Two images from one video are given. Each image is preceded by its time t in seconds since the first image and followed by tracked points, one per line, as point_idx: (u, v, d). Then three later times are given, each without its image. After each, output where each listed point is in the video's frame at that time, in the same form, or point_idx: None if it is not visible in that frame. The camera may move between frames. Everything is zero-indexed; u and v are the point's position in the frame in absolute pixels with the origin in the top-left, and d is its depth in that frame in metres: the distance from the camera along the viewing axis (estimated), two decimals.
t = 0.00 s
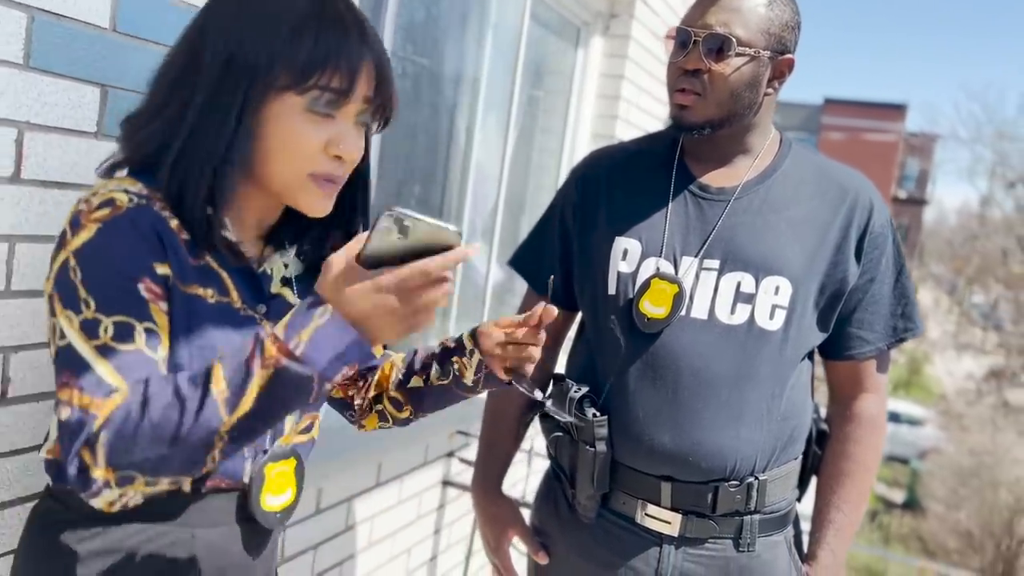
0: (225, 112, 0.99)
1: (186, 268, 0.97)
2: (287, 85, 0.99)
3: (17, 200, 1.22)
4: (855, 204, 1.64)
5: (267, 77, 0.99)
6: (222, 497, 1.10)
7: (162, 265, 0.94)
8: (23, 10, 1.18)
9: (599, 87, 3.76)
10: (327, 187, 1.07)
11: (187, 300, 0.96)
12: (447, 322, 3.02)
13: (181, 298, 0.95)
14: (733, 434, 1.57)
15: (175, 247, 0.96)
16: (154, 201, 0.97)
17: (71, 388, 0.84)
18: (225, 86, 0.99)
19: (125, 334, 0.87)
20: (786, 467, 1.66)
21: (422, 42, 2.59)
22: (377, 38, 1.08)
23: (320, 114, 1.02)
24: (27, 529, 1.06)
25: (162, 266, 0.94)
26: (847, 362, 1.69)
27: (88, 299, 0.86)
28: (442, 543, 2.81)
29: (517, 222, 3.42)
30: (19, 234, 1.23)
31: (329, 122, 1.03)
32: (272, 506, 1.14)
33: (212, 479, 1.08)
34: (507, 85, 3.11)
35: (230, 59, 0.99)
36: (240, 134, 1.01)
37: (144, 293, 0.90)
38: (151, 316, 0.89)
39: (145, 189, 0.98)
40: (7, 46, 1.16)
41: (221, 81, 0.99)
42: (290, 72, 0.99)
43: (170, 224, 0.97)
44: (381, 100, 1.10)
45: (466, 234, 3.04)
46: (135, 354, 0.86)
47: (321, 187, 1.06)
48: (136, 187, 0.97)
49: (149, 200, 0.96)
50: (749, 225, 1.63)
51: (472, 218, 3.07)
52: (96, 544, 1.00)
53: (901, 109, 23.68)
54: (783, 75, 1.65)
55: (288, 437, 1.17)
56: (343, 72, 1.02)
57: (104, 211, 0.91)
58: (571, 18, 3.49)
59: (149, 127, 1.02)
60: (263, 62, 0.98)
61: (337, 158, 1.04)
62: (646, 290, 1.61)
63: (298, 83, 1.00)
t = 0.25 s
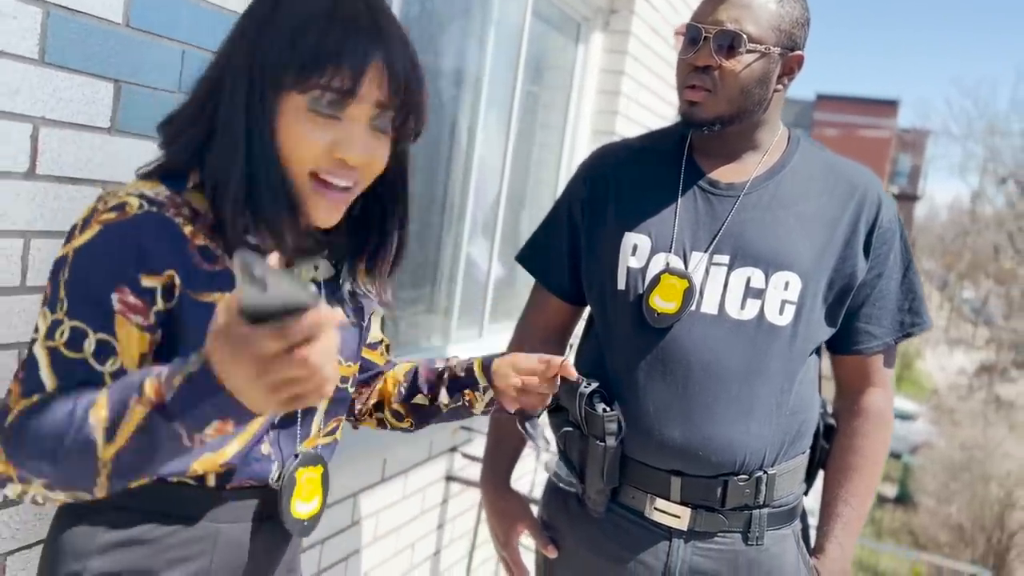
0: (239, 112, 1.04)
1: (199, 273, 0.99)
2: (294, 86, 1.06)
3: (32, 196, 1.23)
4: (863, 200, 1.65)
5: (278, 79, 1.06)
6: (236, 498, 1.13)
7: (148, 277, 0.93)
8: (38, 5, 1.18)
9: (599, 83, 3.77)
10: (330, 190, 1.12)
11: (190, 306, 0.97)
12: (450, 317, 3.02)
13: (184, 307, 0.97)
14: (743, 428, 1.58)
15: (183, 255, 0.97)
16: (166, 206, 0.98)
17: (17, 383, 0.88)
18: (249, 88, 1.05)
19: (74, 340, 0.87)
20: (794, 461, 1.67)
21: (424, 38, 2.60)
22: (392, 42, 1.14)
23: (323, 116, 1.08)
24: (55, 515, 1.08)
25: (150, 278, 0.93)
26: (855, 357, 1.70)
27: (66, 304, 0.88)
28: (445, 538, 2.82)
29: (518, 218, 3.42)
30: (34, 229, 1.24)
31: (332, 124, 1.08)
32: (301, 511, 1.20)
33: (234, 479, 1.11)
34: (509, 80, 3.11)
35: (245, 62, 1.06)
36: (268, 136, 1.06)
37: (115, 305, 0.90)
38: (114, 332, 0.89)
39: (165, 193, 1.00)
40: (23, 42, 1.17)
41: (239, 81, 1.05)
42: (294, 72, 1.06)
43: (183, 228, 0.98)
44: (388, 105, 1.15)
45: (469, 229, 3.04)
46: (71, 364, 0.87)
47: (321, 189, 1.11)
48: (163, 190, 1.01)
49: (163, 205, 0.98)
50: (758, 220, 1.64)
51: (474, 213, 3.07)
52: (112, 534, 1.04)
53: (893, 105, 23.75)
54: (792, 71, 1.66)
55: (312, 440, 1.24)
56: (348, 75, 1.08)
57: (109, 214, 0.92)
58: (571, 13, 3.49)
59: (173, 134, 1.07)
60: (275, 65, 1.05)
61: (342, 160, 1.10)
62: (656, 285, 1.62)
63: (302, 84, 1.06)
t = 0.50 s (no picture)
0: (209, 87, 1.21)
1: (178, 253, 1.13)
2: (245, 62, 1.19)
3: (43, 191, 1.23)
4: (867, 196, 1.66)
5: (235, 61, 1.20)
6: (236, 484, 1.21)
7: (114, 253, 1.09)
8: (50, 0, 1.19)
9: (597, 79, 3.77)
10: (278, 163, 1.18)
11: (165, 281, 1.12)
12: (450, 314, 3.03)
13: (160, 280, 1.12)
14: (748, 422, 1.59)
15: (165, 229, 1.13)
16: (156, 184, 1.15)
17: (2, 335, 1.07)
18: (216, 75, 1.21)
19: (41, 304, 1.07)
20: (798, 455, 1.68)
21: (425, 33, 2.60)
22: (349, 8, 1.19)
23: (264, 89, 1.18)
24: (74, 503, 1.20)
25: (110, 253, 1.09)
26: (858, 352, 1.72)
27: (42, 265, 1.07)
28: (446, 533, 2.83)
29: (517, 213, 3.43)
30: (45, 225, 1.24)
31: (274, 96, 1.18)
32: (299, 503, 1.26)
33: (234, 471, 1.20)
34: (509, 75, 3.11)
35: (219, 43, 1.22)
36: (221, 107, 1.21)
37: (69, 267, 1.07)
38: (54, 287, 1.07)
39: (161, 172, 1.17)
40: (35, 37, 1.17)
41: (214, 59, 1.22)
42: (247, 49, 1.19)
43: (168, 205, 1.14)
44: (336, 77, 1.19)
45: (468, 225, 3.05)
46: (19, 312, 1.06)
47: (273, 161, 1.19)
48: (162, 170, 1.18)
49: (152, 182, 1.15)
50: (763, 216, 1.64)
51: (474, 209, 3.07)
52: (117, 519, 1.15)
53: (885, 102, 23.82)
54: (797, 67, 1.67)
55: (321, 432, 1.32)
56: (285, 43, 1.17)
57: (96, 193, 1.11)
58: (569, 9, 3.50)
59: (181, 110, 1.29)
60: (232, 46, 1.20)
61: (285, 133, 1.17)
62: (662, 281, 1.62)
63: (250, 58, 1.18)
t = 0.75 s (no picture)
0: (197, 63, 1.09)
1: (148, 242, 1.04)
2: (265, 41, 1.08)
3: (48, 190, 1.23)
4: (867, 196, 1.67)
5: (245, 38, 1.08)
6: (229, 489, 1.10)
7: (82, 251, 1.00)
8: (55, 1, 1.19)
9: (595, 77, 3.78)
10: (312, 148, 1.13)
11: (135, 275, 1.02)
12: (448, 312, 3.03)
13: (131, 275, 1.02)
14: (748, 422, 1.60)
15: (128, 223, 1.03)
16: (117, 179, 1.05)
17: None
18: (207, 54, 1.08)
19: (19, 307, 1.00)
20: (797, 454, 1.69)
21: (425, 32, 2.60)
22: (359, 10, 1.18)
23: (294, 71, 1.09)
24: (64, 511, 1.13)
25: (80, 250, 1.00)
26: (857, 351, 1.73)
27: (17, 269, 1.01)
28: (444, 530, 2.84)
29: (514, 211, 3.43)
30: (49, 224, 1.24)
31: (308, 79, 1.10)
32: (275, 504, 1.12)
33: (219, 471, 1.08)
34: (507, 74, 3.11)
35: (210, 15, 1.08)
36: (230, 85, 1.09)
37: (43, 266, 1.00)
38: (33, 289, 1.00)
39: (121, 168, 1.08)
40: (40, 37, 1.18)
41: (199, 32, 1.09)
42: (265, 26, 1.07)
43: (133, 203, 1.04)
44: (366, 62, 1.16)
45: (467, 223, 3.05)
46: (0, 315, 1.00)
47: (303, 145, 1.12)
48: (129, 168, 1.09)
49: (114, 177, 1.05)
50: (763, 216, 1.65)
51: (472, 207, 3.08)
52: (102, 528, 1.06)
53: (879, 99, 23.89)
54: (798, 68, 1.68)
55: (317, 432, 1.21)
56: (319, 27, 1.08)
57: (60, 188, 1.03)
58: (567, 8, 3.50)
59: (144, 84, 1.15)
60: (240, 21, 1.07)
61: (320, 116, 1.12)
62: (663, 280, 1.63)
63: (273, 38, 1.07)
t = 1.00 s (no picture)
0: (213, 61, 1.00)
1: (161, 255, 0.98)
2: (285, 31, 1.02)
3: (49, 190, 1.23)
4: (866, 197, 1.67)
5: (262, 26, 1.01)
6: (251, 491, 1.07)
7: (89, 275, 0.92)
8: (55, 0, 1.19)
9: (592, 75, 3.77)
10: (327, 128, 1.12)
11: (149, 286, 0.96)
12: (446, 310, 3.03)
13: (145, 288, 0.96)
14: (748, 422, 1.60)
15: (134, 235, 0.96)
16: (112, 191, 0.97)
17: None
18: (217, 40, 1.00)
19: (27, 351, 0.89)
20: (796, 454, 1.69)
21: (423, 30, 2.60)
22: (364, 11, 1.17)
23: (316, 58, 1.06)
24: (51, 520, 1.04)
25: (86, 275, 0.92)
26: (856, 351, 1.73)
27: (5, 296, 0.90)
28: (442, 528, 2.84)
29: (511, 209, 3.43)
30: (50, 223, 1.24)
31: (326, 65, 1.07)
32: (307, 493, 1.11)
33: (241, 478, 1.04)
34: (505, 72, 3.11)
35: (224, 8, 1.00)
36: (255, 79, 1.02)
37: (43, 303, 0.89)
38: (40, 327, 0.89)
39: (112, 179, 0.99)
40: (41, 36, 1.18)
41: (213, 32, 1.00)
42: (290, 16, 1.02)
43: (131, 212, 0.97)
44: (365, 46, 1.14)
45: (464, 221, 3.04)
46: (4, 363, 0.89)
47: (320, 128, 1.11)
48: (112, 176, 1.00)
49: (108, 190, 0.97)
50: (763, 216, 1.65)
51: (470, 205, 3.07)
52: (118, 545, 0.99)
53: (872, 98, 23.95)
54: (798, 68, 1.68)
55: (335, 428, 1.19)
56: (338, 13, 1.06)
57: (49, 207, 0.92)
58: (564, 6, 3.50)
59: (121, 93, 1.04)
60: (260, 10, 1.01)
61: (337, 99, 1.11)
62: (663, 281, 1.63)
63: (298, 30, 1.02)
